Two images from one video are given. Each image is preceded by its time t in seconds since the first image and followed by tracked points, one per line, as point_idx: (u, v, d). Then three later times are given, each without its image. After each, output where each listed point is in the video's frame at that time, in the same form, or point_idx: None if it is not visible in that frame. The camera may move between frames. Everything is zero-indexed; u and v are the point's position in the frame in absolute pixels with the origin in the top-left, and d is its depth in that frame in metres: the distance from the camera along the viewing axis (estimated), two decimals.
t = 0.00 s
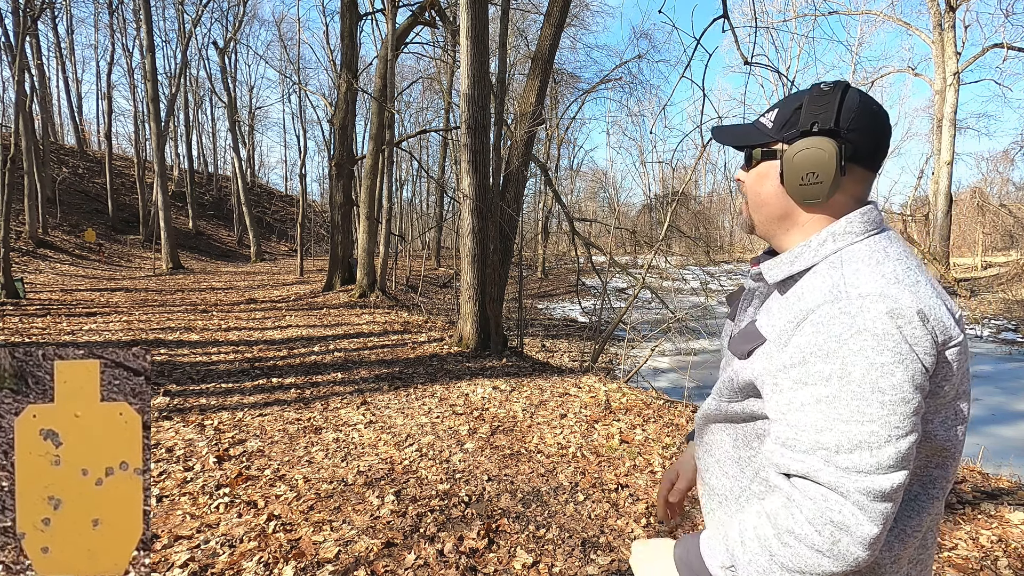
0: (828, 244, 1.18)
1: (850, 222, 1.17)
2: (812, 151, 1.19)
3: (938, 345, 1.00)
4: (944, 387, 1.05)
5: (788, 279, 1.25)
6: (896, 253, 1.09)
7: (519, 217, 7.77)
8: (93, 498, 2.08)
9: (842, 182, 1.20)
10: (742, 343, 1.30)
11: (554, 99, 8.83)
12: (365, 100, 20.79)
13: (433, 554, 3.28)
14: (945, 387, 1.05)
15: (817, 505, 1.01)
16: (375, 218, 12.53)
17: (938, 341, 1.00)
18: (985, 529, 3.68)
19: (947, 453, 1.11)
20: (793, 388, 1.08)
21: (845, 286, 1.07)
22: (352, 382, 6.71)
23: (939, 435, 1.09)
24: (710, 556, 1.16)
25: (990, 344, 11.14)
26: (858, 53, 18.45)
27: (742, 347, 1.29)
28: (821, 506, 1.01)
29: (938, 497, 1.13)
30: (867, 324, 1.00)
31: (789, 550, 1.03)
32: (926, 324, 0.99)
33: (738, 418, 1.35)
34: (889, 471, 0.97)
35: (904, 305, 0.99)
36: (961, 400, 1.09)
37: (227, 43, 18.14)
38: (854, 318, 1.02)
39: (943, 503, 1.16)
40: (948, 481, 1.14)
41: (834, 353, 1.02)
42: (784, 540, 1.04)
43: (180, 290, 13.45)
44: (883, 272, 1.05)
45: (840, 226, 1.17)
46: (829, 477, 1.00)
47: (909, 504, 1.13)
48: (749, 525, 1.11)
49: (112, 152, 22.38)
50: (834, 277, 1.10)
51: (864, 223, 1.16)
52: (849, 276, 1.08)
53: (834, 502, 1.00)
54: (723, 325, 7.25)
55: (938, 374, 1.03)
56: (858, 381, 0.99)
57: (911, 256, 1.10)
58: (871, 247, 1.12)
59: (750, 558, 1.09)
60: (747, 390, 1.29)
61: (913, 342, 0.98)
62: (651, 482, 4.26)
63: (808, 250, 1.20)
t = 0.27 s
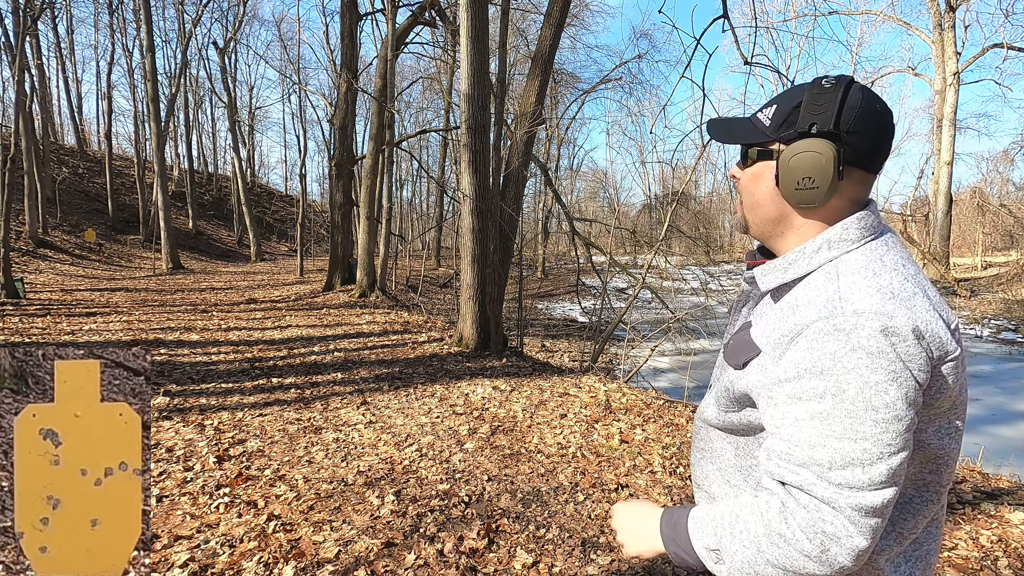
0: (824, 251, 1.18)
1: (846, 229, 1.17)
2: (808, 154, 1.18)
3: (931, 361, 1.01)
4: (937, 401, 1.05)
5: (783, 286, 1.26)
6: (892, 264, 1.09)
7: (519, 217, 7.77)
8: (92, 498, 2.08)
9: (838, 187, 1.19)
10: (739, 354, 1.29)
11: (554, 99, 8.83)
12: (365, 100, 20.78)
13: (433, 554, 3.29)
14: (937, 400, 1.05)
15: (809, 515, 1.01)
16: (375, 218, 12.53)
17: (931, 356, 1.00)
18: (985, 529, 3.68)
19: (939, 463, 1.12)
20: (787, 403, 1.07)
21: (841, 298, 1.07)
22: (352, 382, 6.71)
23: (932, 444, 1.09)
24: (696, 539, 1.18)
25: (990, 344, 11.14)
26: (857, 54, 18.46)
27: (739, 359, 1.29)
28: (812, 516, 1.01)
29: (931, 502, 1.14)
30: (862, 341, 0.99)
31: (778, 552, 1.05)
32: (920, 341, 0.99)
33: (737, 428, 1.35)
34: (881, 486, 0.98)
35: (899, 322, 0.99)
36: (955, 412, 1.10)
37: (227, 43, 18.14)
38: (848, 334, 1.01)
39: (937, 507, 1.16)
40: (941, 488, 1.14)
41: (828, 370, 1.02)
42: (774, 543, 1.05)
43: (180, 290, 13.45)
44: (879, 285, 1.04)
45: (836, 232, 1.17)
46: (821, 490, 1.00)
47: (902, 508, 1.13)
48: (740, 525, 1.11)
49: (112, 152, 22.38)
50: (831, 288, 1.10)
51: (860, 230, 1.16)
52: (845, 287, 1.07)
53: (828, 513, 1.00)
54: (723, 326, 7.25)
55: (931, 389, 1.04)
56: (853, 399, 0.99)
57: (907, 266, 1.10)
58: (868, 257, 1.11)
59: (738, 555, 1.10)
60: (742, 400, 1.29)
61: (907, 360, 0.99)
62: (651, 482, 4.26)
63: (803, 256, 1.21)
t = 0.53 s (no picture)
0: (825, 253, 1.18)
1: (848, 230, 1.17)
2: (818, 153, 1.17)
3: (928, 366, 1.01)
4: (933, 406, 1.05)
5: (783, 285, 1.26)
6: (893, 267, 1.09)
7: (519, 217, 7.77)
8: (92, 498, 2.08)
9: (846, 187, 1.19)
10: (736, 353, 1.29)
11: (554, 99, 8.83)
12: (365, 100, 20.76)
13: (433, 554, 3.29)
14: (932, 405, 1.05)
15: (799, 514, 1.02)
16: (375, 218, 12.53)
17: (927, 362, 1.00)
18: (985, 529, 3.68)
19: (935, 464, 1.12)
20: (780, 405, 1.08)
21: (841, 301, 1.06)
22: (352, 382, 6.71)
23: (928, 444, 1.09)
24: (689, 526, 1.19)
25: (990, 344, 11.14)
26: (857, 54, 18.45)
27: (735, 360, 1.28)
28: (802, 516, 1.02)
29: (925, 501, 1.14)
30: (858, 346, 1.00)
31: (769, 548, 1.06)
32: (917, 347, 0.99)
33: (735, 428, 1.35)
34: (872, 490, 0.98)
35: (896, 328, 0.99)
36: (950, 415, 1.10)
37: (227, 43, 18.14)
38: (845, 338, 1.02)
39: (932, 506, 1.15)
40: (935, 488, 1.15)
41: (824, 374, 1.02)
42: (762, 537, 1.06)
43: (180, 290, 13.45)
44: (879, 289, 1.04)
45: (838, 233, 1.17)
46: (812, 490, 1.01)
47: (897, 507, 1.13)
48: (731, 518, 1.12)
49: (112, 152, 22.36)
50: (830, 291, 1.10)
51: (863, 232, 1.16)
52: (845, 289, 1.07)
53: (817, 514, 1.01)
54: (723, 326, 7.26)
55: (926, 394, 1.04)
56: (846, 403, 0.99)
57: (908, 269, 1.10)
58: (870, 261, 1.11)
59: (728, 544, 1.12)
60: (738, 399, 1.29)
61: (903, 365, 0.99)
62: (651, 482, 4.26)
63: (803, 256, 1.21)
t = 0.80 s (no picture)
0: (828, 255, 1.18)
1: (852, 232, 1.17)
2: (822, 151, 1.17)
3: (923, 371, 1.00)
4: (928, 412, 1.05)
5: (784, 287, 1.27)
6: (895, 271, 1.09)
7: (519, 217, 7.77)
8: (92, 497, 2.08)
9: (849, 187, 1.18)
10: (735, 352, 1.29)
11: (555, 99, 8.83)
12: (364, 99, 20.75)
13: (433, 554, 3.28)
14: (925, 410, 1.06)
15: (789, 512, 1.03)
16: (375, 218, 12.52)
17: (923, 367, 1.00)
18: (985, 529, 3.68)
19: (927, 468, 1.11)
20: (776, 406, 1.08)
21: (839, 304, 1.06)
22: (352, 382, 6.71)
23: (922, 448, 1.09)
24: (681, 515, 1.21)
25: (990, 344, 11.13)
26: (857, 53, 18.45)
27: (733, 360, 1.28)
28: (791, 513, 1.03)
29: (916, 501, 1.14)
30: (855, 350, 0.99)
31: (756, 542, 1.07)
32: (914, 351, 0.99)
33: (731, 426, 1.35)
34: (862, 492, 0.98)
35: (893, 333, 0.99)
36: (943, 419, 1.10)
37: (227, 43, 18.13)
38: (842, 341, 1.02)
39: (924, 507, 1.15)
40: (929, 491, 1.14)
41: (820, 376, 1.02)
42: (751, 531, 1.07)
43: (180, 290, 13.45)
44: (879, 293, 1.04)
45: (841, 235, 1.17)
46: (803, 489, 1.01)
47: (888, 507, 1.13)
48: (722, 509, 1.13)
49: (112, 152, 22.36)
50: (829, 294, 1.10)
51: (866, 234, 1.16)
52: (845, 293, 1.08)
53: (805, 512, 1.01)
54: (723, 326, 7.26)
55: (920, 397, 1.04)
56: (841, 406, 0.99)
57: (909, 272, 1.10)
58: (873, 264, 1.11)
59: (718, 533, 1.13)
60: (736, 397, 1.29)
61: (899, 370, 0.99)
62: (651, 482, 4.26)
63: (806, 258, 1.21)
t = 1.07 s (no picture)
0: (833, 249, 1.17)
1: (859, 227, 1.14)
2: (811, 142, 1.18)
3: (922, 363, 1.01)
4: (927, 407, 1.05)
5: (789, 279, 1.26)
6: (898, 267, 1.08)
7: (519, 217, 7.77)
8: (93, 498, 2.08)
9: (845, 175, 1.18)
10: (736, 343, 1.29)
11: (554, 99, 8.83)
12: (365, 99, 20.74)
13: (433, 554, 3.29)
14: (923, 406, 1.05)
15: (782, 497, 1.03)
16: (375, 218, 12.52)
17: (921, 360, 1.00)
18: (985, 529, 3.68)
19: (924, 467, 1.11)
20: (773, 392, 1.09)
21: (839, 296, 1.07)
22: (352, 382, 6.71)
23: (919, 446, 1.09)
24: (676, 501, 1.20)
25: (990, 344, 11.14)
26: (857, 53, 18.45)
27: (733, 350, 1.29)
28: (784, 499, 1.02)
29: (913, 501, 1.14)
30: (853, 339, 1.00)
31: (749, 527, 1.07)
32: (914, 345, 1.00)
33: (730, 418, 1.35)
34: (855, 480, 0.98)
35: (892, 324, 1.00)
36: (944, 416, 1.09)
37: (227, 43, 18.14)
38: (840, 330, 1.02)
39: (921, 507, 1.15)
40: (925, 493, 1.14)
41: (818, 363, 1.02)
42: (744, 515, 1.07)
43: (180, 290, 13.45)
44: (881, 286, 1.04)
45: (849, 230, 1.15)
46: (797, 474, 1.01)
47: (883, 504, 1.13)
48: (717, 494, 1.13)
49: (112, 152, 22.35)
50: (830, 285, 1.10)
51: (873, 230, 1.14)
52: (846, 285, 1.07)
53: (799, 498, 1.01)
54: (723, 326, 7.26)
55: (918, 392, 1.04)
56: (837, 394, 0.99)
57: (913, 270, 1.10)
58: (876, 259, 1.10)
59: (712, 517, 1.13)
60: (735, 387, 1.29)
61: (895, 360, 0.99)
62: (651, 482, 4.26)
63: (811, 252, 1.20)
